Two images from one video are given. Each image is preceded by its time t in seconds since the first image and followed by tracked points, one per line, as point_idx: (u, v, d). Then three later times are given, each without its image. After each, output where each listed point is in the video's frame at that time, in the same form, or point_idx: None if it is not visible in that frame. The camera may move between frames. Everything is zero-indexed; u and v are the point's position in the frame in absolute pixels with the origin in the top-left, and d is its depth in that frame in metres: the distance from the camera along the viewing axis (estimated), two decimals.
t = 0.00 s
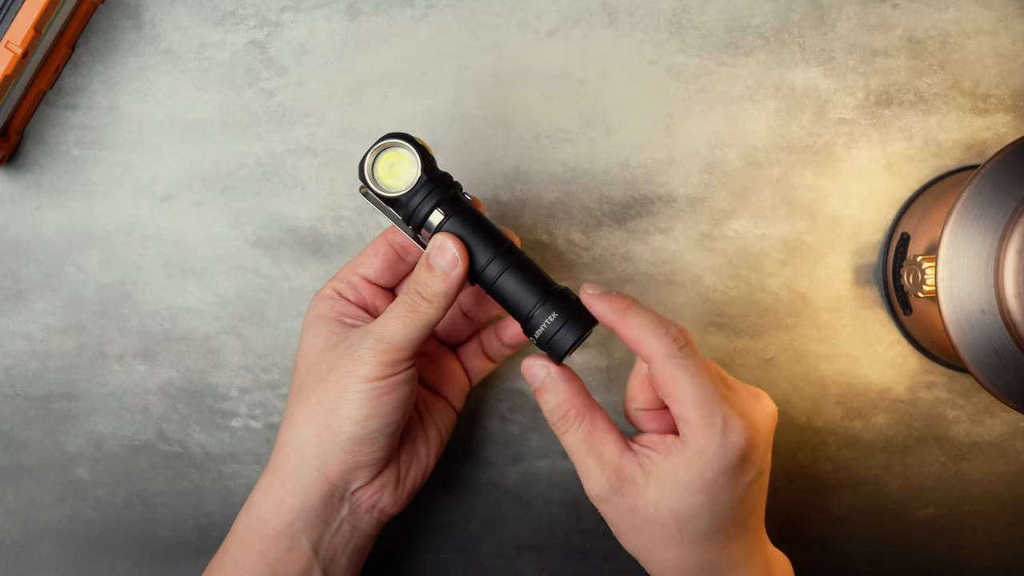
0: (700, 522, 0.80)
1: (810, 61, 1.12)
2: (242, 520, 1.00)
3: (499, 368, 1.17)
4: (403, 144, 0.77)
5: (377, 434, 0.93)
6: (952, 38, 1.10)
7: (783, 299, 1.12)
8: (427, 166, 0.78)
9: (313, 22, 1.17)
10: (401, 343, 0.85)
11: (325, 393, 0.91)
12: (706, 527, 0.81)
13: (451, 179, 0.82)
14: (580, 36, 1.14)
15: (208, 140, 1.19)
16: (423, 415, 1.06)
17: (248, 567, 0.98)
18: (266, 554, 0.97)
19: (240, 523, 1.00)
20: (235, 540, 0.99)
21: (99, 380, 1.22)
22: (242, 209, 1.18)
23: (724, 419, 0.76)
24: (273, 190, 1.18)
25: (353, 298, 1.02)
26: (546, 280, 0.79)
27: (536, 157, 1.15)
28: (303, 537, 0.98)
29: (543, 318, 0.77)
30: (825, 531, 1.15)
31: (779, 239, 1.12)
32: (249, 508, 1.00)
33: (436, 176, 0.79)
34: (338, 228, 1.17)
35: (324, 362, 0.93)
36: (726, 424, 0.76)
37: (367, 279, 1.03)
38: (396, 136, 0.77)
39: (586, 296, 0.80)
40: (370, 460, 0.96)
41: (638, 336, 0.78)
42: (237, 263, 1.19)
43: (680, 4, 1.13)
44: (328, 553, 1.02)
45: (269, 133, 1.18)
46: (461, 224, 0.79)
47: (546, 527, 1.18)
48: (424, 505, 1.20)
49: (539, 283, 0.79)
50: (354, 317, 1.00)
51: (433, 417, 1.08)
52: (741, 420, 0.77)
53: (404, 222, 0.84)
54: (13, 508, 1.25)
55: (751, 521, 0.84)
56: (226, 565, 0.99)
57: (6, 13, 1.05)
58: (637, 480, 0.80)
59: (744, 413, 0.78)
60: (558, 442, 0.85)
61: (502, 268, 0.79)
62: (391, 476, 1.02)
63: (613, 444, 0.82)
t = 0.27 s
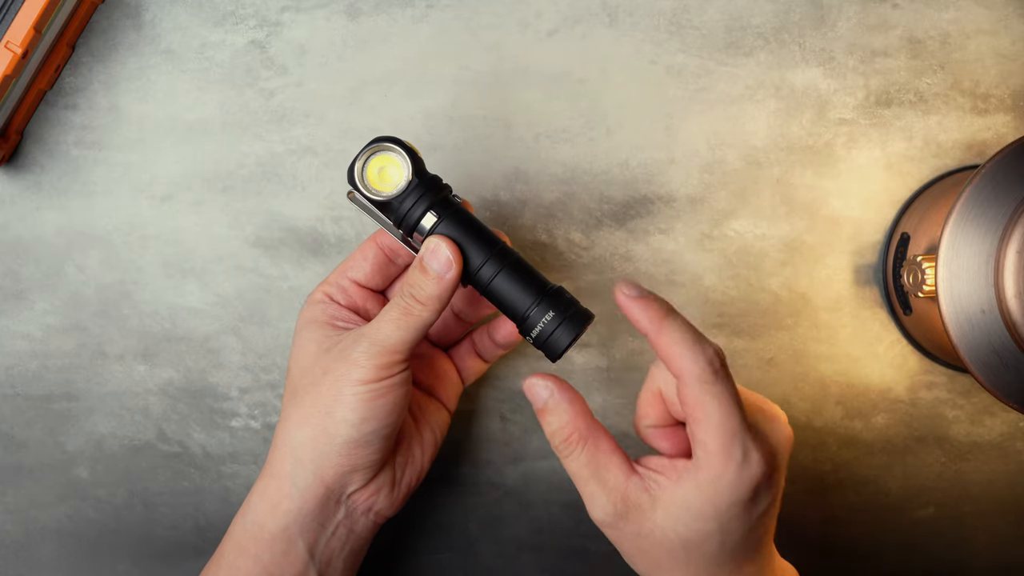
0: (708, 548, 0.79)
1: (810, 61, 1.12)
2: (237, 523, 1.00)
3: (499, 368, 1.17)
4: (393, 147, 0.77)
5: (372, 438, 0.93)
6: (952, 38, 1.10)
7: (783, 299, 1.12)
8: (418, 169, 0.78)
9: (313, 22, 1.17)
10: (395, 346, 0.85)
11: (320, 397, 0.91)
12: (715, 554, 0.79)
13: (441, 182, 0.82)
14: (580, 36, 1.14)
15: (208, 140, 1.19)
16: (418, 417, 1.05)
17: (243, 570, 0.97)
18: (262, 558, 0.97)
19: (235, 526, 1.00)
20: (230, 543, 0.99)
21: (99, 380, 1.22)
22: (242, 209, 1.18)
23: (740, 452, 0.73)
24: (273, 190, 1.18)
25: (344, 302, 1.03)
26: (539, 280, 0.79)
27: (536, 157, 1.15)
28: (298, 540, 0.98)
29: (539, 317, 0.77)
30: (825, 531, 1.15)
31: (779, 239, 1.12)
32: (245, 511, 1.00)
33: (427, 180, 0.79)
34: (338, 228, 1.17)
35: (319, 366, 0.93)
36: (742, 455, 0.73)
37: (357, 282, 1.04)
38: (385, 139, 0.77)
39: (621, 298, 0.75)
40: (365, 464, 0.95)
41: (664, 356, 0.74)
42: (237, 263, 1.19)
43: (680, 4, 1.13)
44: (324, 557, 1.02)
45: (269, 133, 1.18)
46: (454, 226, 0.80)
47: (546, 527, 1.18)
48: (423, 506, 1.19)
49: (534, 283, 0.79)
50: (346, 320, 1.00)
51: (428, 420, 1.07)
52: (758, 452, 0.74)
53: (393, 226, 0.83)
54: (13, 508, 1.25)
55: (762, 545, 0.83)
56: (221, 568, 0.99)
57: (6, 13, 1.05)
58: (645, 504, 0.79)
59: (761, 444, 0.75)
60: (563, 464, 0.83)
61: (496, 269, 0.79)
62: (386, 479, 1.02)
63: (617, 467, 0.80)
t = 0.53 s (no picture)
0: (674, 517, 0.81)
1: (810, 61, 1.12)
2: (242, 526, 1.00)
3: (499, 368, 1.17)
4: (397, 149, 0.77)
5: (378, 440, 0.93)
6: (952, 38, 1.10)
7: (783, 299, 1.12)
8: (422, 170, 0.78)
9: (313, 22, 1.17)
10: (401, 348, 0.85)
11: (325, 400, 0.91)
12: (681, 523, 0.81)
13: (445, 184, 0.82)
14: (580, 36, 1.14)
15: (208, 140, 1.19)
16: (422, 419, 1.07)
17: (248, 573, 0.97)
18: (266, 561, 0.97)
19: (240, 529, 1.00)
20: (235, 546, 0.99)
21: (99, 380, 1.22)
22: (242, 209, 1.18)
23: (693, 418, 0.75)
24: (273, 190, 1.18)
25: (347, 303, 1.02)
26: (544, 282, 0.80)
27: (536, 157, 1.15)
28: (304, 543, 0.98)
29: (545, 319, 0.78)
30: (825, 531, 1.15)
31: (779, 239, 1.12)
32: (249, 514, 1.00)
33: (431, 182, 0.79)
34: (338, 228, 1.17)
35: (323, 369, 0.93)
36: (694, 422, 0.75)
37: (360, 284, 1.03)
38: (389, 141, 0.77)
39: (563, 292, 0.79)
40: (370, 466, 0.96)
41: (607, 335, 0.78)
42: (237, 263, 1.19)
43: (680, 4, 1.13)
44: (329, 559, 1.02)
45: (269, 133, 1.18)
46: (459, 229, 0.80)
47: (546, 527, 1.18)
48: (423, 506, 1.20)
49: (539, 285, 0.79)
50: (350, 322, 1.00)
51: (432, 422, 1.08)
52: (714, 420, 0.76)
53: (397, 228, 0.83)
54: (13, 508, 1.25)
55: (734, 517, 0.84)
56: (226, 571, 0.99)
57: (6, 13, 1.05)
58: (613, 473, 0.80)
59: (716, 411, 0.77)
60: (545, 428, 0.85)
61: (502, 271, 0.79)
62: (391, 481, 1.02)
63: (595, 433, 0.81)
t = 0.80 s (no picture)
0: (662, 520, 0.81)
1: (810, 61, 1.12)
2: (237, 525, 1.00)
3: (499, 368, 1.17)
4: (390, 149, 0.77)
5: (372, 439, 0.93)
6: (952, 38, 1.10)
7: (783, 299, 1.12)
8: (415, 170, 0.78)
9: (313, 22, 1.17)
10: (394, 346, 0.85)
11: (319, 399, 0.91)
12: (669, 527, 0.81)
13: (438, 183, 0.82)
14: (580, 37, 1.14)
15: (208, 140, 1.19)
16: (416, 418, 1.07)
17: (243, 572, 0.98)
18: (262, 560, 0.97)
19: (236, 528, 1.00)
20: (230, 545, 0.99)
21: (99, 380, 1.22)
22: (242, 209, 1.18)
23: (681, 424, 0.75)
24: (273, 190, 1.18)
25: (341, 304, 1.03)
26: (537, 280, 0.80)
27: (537, 157, 1.15)
28: (299, 542, 0.98)
29: (537, 317, 0.77)
30: (825, 531, 1.15)
31: (779, 239, 1.12)
32: (245, 513, 1.00)
33: (424, 180, 0.79)
34: (339, 228, 1.17)
35: (317, 368, 0.93)
36: (683, 428, 0.75)
37: (354, 284, 1.04)
38: (382, 141, 0.77)
39: (557, 295, 0.77)
40: (365, 465, 0.96)
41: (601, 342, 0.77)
42: (237, 263, 1.19)
43: (680, 4, 1.13)
44: (325, 558, 1.02)
45: (269, 133, 1.18)
46: (451, 227, 0.80)
47: (545, 527, 1.18)
48: (423, 505, 1.20)
49: (532, 283, 0.79)
50: (344, 322, 1.00)
51: (426, 420, 1.08)
52: (703, 426, 0.76)
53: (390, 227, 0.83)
54: (13, 508, 1.25)
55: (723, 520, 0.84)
56: (222, 570, 0.99)
57: (6, 13, 1.05)
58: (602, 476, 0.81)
59: (705, 418, 0.77)
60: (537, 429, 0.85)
61: (494, 270, 0.79)
62: (386, 480, 1.02)
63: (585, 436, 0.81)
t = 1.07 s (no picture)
0: (643, 524, 0.81)
1: (810, 61, 1.12)
2: (241, 526, 1.00)
3: (499, 368, 1.17)
4: (393, 149, 0.77)
5: (376, 439, 0.93)
6: (952, 38, 1.10)
7: (783, 299, 1.12)
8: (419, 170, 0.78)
9: (313, 22, 1.17)
10: (397, 346, 0.86)
11: (322, 398, 0.92)
12: (648, 530, 0.82)
13: (442, 183, 0.82)
14: (580, 36, 1.14)
15: (208, 140, 1.19)
16: (419, 419, 1.07)
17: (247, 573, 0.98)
18: (266, 561, 0.97)
19: (240, 529, 1.00)
20: (234, 546, 0.99)
21: (99, 380, 1.22)
22: (242, 209, 1.18)
23: (653, 430, 0.75)
24: (273, 190, 1.18)
25: (345, 303, 1.02)
26: (541, 280, 0.80)
27: (536, 157, 1.15)
28: (303, 542, 0.98)
29: (540, 316, 0.78)
30: (825, 531, 1.15)
31: (779, 239, 1.12)
32: (249, 514, 1.00)
33: (427, 181, 0.79)
34: (338, 228, 1.17)
35: (319, 367, 0.93)
36: (654, 434, 0.75)
37: (357, 284, 1.03)
38: (387, 141, 0.77)
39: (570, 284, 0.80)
40: (369, 465, 0.96)
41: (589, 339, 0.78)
42: (237, 263, 1.19)
43: (680, 4, 1.13)
44: (329, 559, 1.02)
45: (269, 133, 1.18)
46: (455, 227, 0.80)
47: (545, 527, 1.18)
48: (423, 505, 1.20)
49: (535, 283, 0.79)
50: (348, 322, 1.00)
51: (429, 421, 1.08)
52: (677, 434, 0.76)
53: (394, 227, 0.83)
54: (13, 508, 1.25)
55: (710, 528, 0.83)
56: (225, 571, 0.98)
57: (6, 13, 1.05)
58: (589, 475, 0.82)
59: (681, 426, 0.76)
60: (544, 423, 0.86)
61: (498, 269, 0.79)
62: (390, 481, 1.02)
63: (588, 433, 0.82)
